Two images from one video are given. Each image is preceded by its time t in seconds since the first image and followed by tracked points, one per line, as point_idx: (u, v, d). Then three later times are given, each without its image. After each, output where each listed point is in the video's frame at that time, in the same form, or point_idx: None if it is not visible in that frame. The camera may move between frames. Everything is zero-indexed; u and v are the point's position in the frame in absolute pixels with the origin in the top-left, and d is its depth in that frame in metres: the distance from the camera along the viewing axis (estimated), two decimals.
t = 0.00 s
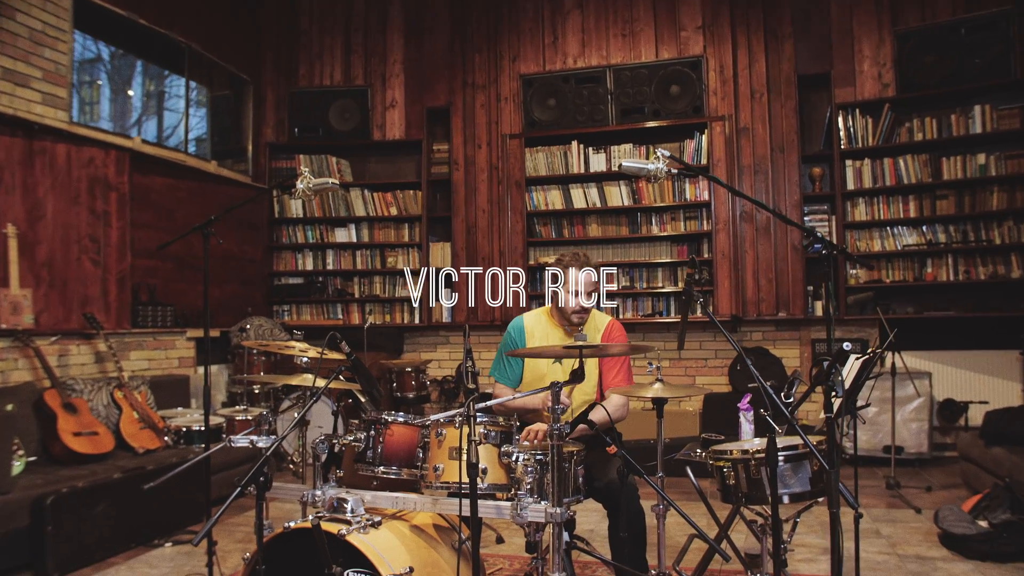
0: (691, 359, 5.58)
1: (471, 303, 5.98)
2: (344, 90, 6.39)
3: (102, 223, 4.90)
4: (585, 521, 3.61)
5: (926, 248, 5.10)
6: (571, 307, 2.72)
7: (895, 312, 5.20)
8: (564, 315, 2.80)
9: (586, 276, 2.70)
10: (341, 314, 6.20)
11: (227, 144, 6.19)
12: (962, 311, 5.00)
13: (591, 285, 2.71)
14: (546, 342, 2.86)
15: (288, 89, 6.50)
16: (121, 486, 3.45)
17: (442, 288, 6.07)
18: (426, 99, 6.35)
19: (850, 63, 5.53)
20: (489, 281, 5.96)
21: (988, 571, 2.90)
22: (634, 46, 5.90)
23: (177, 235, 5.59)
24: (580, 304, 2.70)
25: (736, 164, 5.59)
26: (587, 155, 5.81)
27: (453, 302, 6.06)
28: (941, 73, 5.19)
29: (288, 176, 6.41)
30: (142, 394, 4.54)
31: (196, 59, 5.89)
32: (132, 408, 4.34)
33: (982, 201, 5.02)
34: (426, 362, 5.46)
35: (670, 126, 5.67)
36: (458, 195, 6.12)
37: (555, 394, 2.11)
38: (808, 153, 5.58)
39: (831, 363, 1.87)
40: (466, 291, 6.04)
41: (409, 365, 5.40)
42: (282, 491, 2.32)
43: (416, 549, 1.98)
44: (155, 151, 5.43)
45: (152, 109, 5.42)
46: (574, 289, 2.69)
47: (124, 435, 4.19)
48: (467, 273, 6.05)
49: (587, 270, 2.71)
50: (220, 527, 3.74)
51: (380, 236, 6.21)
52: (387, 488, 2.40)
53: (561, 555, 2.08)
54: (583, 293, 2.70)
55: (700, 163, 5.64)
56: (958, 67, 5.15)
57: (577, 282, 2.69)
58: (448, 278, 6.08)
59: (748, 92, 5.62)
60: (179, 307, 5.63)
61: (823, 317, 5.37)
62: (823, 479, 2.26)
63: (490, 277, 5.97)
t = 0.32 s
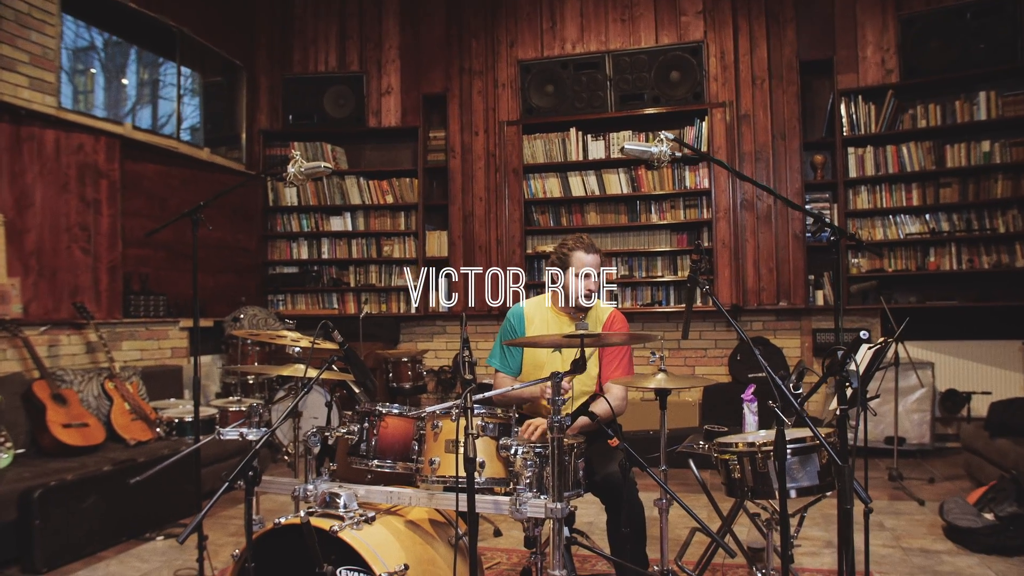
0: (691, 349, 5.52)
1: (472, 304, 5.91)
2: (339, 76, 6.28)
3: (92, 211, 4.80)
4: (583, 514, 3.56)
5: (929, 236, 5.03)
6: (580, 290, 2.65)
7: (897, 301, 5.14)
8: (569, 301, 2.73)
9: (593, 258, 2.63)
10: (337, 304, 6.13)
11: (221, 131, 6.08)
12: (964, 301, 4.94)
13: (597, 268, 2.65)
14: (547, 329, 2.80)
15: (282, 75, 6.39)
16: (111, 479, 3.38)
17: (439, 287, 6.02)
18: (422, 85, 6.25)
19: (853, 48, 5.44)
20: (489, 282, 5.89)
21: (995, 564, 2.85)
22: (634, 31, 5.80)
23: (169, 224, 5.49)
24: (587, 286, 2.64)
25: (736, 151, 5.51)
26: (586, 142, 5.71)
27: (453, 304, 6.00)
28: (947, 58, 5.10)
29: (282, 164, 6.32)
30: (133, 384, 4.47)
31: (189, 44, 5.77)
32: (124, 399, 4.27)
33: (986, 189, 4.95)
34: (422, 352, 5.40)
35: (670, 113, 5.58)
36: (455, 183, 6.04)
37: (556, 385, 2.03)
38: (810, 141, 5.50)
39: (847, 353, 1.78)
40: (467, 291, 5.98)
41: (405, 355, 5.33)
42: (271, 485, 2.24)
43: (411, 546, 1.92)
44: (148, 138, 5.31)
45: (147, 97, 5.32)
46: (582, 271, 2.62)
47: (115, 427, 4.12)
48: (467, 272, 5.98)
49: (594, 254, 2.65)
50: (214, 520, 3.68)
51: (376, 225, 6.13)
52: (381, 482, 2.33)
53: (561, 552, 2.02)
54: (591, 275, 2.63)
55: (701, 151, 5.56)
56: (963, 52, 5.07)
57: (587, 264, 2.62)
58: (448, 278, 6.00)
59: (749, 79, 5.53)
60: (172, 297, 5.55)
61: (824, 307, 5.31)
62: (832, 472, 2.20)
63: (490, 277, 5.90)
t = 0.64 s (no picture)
0: (690, 343, 5.46)
1: (471, 304, 5.84)
2: (334, 67, 6.19)
3: (82, 203, 4.73)
4: (581, 510, 3.51)
5: (931, 229, 4.97)
6: (580, 285, 2.58)
7: (898, 295, 5.08)
8: (569, 297, 2.67)
9: (593, 250, 2.57)
10: (332, 297, 6.06)
11: (214, 122, 5.99)
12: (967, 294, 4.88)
13: (594, 261, 2.60)
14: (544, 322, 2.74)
15: (275, 65, 6.30)
16: (101, 475, 3.33)
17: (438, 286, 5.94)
18: (418, 75, 6.17)
19: (854, 38, 5.36)
20: (489, 281, 5.82)
21: (1000, 561, 2.79)
22: (632, 21, 5.72)
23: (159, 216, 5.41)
24: (586, 281, 2.57)
25: (736, 142, 5.44)
26: (584, 134, 5.63)
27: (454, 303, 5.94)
28: (950, 48, 5.03)
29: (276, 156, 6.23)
30: (124, 379, 4.41)
31: (181, 33, 5.67)
32: (114, 394, 4.20)
33: (990, 180, 4.89)
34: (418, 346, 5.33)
35: (669, 103, 5.50)
36: (451, 175, 5.96)
37: (552, 381, 1.97)
38: (810, 131, 5.42)
39: (856, 348, 1.71)
40: (467, 291, 5.91)
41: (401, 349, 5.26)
42: (259, 482, 2.16)
43: (402, 547, 1.86)
44: (139, 128, 5.22)
45: (141, 91, 5.25)
46: (580, 264, 2.57)
47: (105, 422, 4.05)
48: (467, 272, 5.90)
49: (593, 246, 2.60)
50: (205, 517, 3.61)
51: (371, 217, 6.05)
52: (373, 481, 2.27)
53: (558, 553, 1.95)
54: (590, 267, 2.58)
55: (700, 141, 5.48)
56: (966, 42, 4.99)
57: (584, 258, 2.57)
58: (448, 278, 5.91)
59: (750, 69, 5.45)
60: (164, 290, 5.47)
61: (824, 300, 5.25)
62: (836, 471, 2.14)
63: (490, 277, 5.83)
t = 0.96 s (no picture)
0: (689, 337, 5.40)
1: (472, 303, 5.68)
2: (328, 57, 6.10)
3: (70, 194, 4.63)
4: (578, 507, 3.45)
5: (933, 221, 4.90)
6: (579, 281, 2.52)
7: (899, 288, 5.02)
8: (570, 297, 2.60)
9: (590, 245, 2.49)
10: (326, 290, 5.98)
11: (206, 113, 5.90)
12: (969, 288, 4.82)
13: (592, 257, 2.52)
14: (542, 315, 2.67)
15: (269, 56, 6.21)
16: (82, 472, 3.24)
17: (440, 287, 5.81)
18: (413, 66, 6.08)
19: (856, 28, 5.27)
20: (489, 281, 5.72)
21: (1005, 560, 2.73)
22: (630, 10, 5.63)
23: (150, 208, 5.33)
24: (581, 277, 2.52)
25: (735, 134, 5.36)
26: (581, 125, 5.55)
27: (453, 304, 5.84)
28: (953, 37, 4.95)
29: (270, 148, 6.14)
30: (113, 373, 4.31)
31: (173, 23, 5.57)
32: (103, 389, 4.12)
33: (992, 172, 4.82)
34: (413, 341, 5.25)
35: (667, 94, 5.41)
36: (447, 167, 5.88)
37: (547, 376, 1.89)
38: (811, 122, 5.34)
39: (866, 341, 1.64)
40: (466, 291, 5.83)
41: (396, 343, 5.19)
42: (244, 482, 2.08)
43: (391, 548, 1.79)
44: (129, 119, 5.11)
45: (137, 84, 5.22)
46: (576, 260, 2.49)
47: (93, 418, 3.97)
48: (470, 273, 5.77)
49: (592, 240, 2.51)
50: (194, 514, 3.54)
51: (366, 210, 5.97)
52: (363, 479, 2.20)
53: (552, 554, 1.88)
54: (584, 263, 2.50)
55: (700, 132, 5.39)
56: (969, 32, 4.92)
57: (580, 253, 2.48)
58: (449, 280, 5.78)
59: (750, 60, 5.37)
60: (155, 284, 5.39)
61: (825, 293, 5.18)
62: (842, 469, 2.07)
63: (490, 277, 5.73)
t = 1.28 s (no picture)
0: (687, 332, 5.33)
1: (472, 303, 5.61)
2: (322, 48, 6.01)
3: (59, 187, 4.55)
4: (574, 506, 3.39)
5: (936, 215, 4.84)
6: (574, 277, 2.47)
7: (901, 283, 4.95)
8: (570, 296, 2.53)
9: (580, 243, 2.42)
10: (321, 285, 5.92)
11: (198, 106, 5.81)
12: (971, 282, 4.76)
13: (583, 254, 2.43)
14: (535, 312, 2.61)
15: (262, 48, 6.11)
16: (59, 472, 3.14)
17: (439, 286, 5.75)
18: (408, 58, 5.99)
19: (858, 18, 5.19)
20: (489, 281, 5.64)
21: (1012, 560, 2.67)
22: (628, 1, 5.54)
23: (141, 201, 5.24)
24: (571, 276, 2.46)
25: (735, 127, 5.29)
26: (579, 117, 5.47)
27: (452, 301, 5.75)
28: (955, 28, 4.88)
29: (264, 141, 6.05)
30: (102, 370, 4.25)
31: (164, 14, 5.47)
32: (91, 386, 4.05)
33: (996, 165, 4.75)
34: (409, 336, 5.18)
35: (666, 86, 5.33)
36: (443, 160, 5.80)
37: (541, 375, 1.82)
38: (812, 115, 5.27)
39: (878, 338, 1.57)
40: (465, 289, 5.74)
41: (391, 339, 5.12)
42: (226, 484, 2.01)
43: (379, 554, 1.73)
44: (119, 111, 5.03)
45: (132, 78, 5.17)
46: (565, 257, 2.42)
47: (82, 416, 3.90)
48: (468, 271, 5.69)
49: (586, 236, 2.44)
50: (185, 514, 3.47)
51: (361, 203, 5.89)
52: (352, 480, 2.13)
53: (546, 559, 1.81)
54: (575, 262, 2.43)
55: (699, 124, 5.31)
56: (973, 22, 4.84)
57: (570, 250, 2.41)
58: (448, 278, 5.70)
59: (750, 51, 5.29)
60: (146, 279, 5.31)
61: (825, 288, 5.12)
62: (847, 471, 2.00)
63: (490, 276, 5.64)
